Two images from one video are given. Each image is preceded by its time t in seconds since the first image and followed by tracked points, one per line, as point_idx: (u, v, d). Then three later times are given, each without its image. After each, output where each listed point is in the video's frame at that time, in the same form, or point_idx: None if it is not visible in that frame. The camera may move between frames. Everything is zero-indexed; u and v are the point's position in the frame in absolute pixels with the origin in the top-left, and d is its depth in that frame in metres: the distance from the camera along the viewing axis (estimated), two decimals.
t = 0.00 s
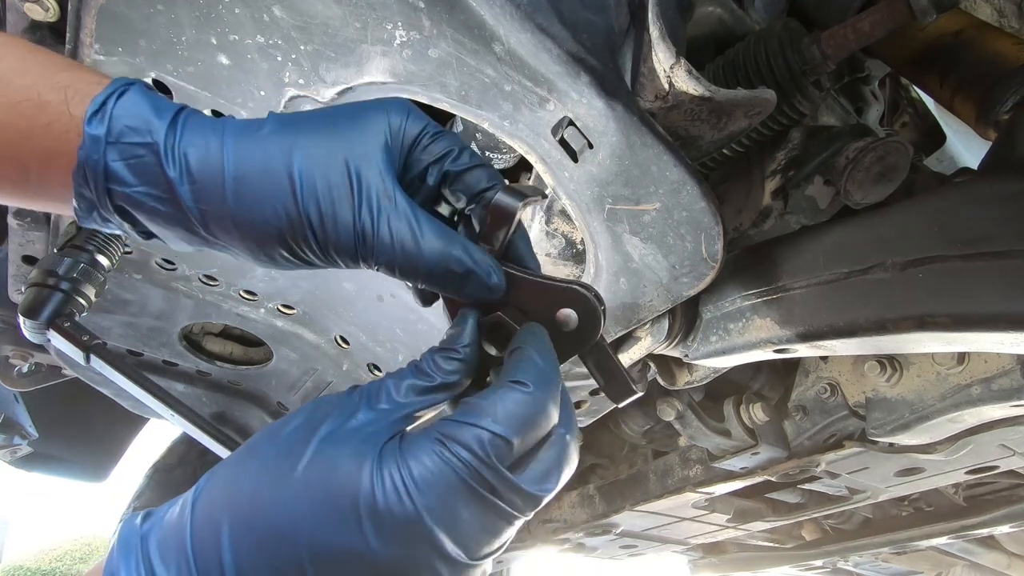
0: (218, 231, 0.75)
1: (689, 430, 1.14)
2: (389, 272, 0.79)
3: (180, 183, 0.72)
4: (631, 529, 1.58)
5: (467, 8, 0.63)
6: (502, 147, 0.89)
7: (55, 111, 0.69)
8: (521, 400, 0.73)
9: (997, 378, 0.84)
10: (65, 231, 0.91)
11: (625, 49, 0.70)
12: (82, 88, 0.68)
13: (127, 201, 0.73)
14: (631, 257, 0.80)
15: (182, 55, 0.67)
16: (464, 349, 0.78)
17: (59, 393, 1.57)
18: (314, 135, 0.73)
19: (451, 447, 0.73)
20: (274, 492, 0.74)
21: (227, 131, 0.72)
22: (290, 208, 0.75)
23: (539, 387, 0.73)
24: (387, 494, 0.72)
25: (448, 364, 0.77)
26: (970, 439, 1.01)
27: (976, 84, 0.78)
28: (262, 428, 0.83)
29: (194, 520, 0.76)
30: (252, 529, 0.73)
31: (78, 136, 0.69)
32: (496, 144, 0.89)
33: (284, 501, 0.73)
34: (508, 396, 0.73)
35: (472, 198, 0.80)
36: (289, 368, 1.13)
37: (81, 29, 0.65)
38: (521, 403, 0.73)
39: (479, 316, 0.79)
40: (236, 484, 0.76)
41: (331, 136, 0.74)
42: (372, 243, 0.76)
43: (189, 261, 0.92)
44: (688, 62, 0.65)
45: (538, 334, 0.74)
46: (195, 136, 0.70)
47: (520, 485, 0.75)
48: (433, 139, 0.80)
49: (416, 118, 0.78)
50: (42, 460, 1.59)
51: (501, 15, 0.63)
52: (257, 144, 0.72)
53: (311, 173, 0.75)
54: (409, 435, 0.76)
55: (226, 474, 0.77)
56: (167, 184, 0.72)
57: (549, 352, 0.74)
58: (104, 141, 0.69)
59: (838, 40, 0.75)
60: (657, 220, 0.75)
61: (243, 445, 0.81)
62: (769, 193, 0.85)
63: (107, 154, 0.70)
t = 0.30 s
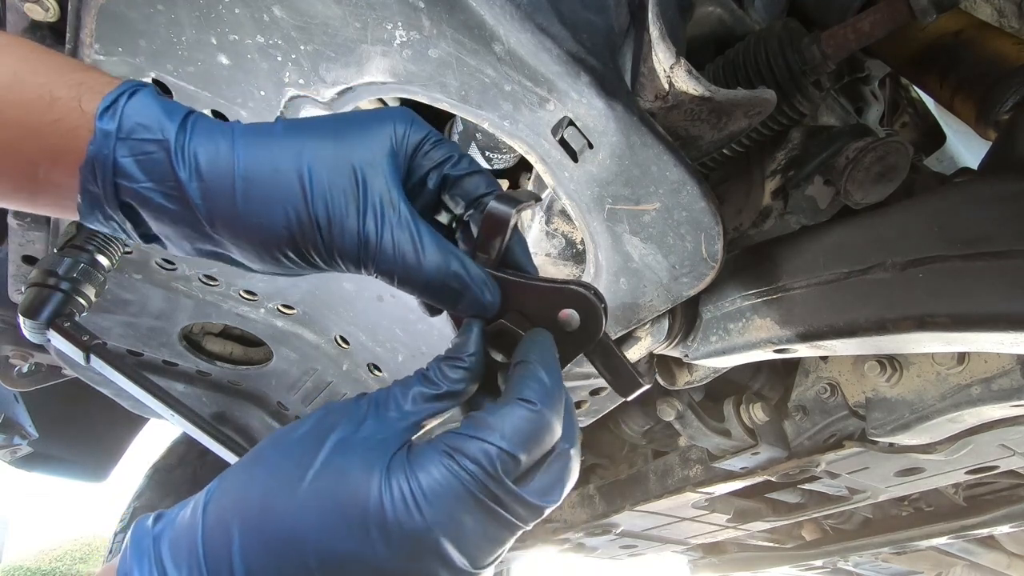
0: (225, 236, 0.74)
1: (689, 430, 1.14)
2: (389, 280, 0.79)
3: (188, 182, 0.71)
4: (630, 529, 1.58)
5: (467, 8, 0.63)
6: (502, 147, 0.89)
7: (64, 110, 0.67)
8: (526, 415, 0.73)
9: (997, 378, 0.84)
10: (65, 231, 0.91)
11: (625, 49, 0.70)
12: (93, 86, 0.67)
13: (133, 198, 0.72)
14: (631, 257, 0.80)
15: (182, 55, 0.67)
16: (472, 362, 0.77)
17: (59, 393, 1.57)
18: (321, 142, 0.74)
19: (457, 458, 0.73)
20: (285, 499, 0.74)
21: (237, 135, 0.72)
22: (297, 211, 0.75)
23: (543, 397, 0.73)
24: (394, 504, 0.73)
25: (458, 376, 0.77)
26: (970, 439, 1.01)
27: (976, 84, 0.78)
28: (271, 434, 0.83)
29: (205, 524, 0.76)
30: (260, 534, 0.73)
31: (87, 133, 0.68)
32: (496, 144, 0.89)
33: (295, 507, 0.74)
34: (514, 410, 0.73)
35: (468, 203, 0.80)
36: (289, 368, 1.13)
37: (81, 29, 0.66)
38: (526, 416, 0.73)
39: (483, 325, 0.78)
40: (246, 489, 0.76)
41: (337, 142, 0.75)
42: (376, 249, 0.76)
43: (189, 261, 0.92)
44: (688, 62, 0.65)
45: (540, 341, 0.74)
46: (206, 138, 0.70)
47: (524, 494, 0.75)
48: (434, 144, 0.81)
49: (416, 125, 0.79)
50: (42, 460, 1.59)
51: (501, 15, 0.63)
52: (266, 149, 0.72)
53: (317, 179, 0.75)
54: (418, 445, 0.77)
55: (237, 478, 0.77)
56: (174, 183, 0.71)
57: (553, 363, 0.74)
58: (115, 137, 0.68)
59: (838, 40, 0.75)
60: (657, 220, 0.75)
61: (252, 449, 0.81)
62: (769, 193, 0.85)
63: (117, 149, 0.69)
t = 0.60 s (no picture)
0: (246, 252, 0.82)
1: (690, 430, 1.14)
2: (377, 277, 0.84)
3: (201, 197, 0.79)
4: (631, 529, 1.58)
5: (467, 8, 0.63)
6: (502, 147, 0.89)
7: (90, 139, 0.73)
8: (543, 448, 0.85)
9: (997, 378, 0.84)
10: (65, 231, 0.91)
11: (625, 49, 0.70)
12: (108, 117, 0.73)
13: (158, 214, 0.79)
14: (631, 257, 0.80)
15: (182, 55, 0.67)
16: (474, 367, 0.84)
17: (59, 393, 1.57)
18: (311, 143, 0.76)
19: (474, 480, 0.84)
20: (304, 517, 0.81)
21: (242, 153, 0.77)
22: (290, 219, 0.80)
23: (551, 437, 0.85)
24: (414, 528, 0.82)
25: (460, 381, 0.83)
26: (970, 439, 1.01)
27: (976, 84, 0.78)
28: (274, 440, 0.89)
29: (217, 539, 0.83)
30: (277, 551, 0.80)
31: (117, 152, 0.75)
32: (496, 144, 0.89)
33: (311, 525, 0.81)
34: (533, 442, 0.85)
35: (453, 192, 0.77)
36: (289, 368, 1.13)
37: (81, 29, 0.65)
38: (539, 446, 0.85)
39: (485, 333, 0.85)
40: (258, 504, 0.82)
41: (325, 149, 0.77)
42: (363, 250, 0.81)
43: (189, 261, 0.92)
44: (688, 62, 0.65)
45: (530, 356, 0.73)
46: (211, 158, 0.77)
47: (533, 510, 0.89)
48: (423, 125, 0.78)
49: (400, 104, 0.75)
50: (42, 460, 1.59)
51: (501, 15, 0.63)
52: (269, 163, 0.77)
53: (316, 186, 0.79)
54: (435, 466, 0.86)
55: (250, 493, 0.83)
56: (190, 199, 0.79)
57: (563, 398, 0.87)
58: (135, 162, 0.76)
59: (838, 40, 0.75)
60: (657, 220, 0.75)
61: (254, 460, 0.87)
62: (769, 193, 0.85)
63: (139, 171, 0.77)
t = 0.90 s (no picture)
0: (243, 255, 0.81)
1: (690, 430, 1.14)
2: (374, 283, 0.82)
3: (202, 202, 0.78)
4: (631, 529, 1.58)
5: (467, 8, 0.63)
6: (502, 147, 0.89)
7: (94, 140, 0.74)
8: (545, 461, 0.81)
9: (997, 378, 0.84)
10: (65, 231, 0.91)
11: (625, 49, 0.70)
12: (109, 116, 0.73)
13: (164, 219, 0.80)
14: (631, 257, 0.80)
15: (182, 55, 0.67)
16: (478, 373, 0.81)
17: (58, 393, 1.57)
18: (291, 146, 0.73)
19: (473, 492, 0.82)
20: (303, 524, 0.81)
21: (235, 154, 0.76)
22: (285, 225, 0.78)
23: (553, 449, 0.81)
24: (413, 538, 0.80)
25: (461, 389, 0.81)
26: (970, 439, 1.01)
27: (976, 84, 0.78)
28: (272, 441, 0.88)
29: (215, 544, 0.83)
30: (274, 557, 0.80)
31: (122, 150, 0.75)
32: (496, 144, 0.89)
33: (309, 532, 0.81)
34: (535, 455, 0.81)
35: (429, 207, 0.71)
36: (289, 368, 1.13)
37: (81, 29, 0.65)
38: (540, 459, 0.81)
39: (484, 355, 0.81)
40: (256, 509, 0.82)
41: (303, 156, 0.73)
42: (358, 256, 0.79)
43: (189, 261, 0.92)
44: (688, 62, 0.65)
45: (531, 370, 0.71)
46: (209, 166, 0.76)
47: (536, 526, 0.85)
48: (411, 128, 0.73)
49: (385, 103, 0.71)
50: (42, 460, 1.59)
51: (501, 15, 0.63)
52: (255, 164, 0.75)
53: (302, 187, 0.76)
54: (436, 474, 0.84)
55: (247, 498, 0.83)
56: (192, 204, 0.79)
57: (570, 408, 0.83)
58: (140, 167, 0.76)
59: (838, 40, 0.75)
60: (657, 220, 0.75)
61: (255, 461, 0.86)
62: (769, 193, 0.85)
63: (144, 178, 0.77)
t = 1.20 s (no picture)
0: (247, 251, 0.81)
1: (690, 430, 1.14)
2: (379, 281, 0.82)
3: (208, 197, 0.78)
4: (631, 529, 1.58)
5: (467, 8, 0.63)
6: (502, 147, 0.89)
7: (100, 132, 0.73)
8: (546, 464, 0.81)
9: (997, 378, 0.84)
10: (65, 231, 0.91)
11: (625, 49, 0.70)
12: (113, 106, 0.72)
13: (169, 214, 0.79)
14: (631, 257, 0.80)
15: (182, 55, 0.67)
16: (481, 377, 0.81)
17: (58, 394, 1.58)
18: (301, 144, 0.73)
19: (474, 494, 0.82)
20: (306, 525, 0.81)
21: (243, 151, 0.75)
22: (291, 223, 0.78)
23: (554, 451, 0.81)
24: (413, 540, 0.80)
25: (465, 393, 0.81)
26: (970, 439, 1.01)
27: (976, 84, 0.78)
28: (273, 441, 0.88)
29: (218, 544, 0.83)
30: (276, 557, 0.80)
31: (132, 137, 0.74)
32: (495, 144, 0.89)
33: (310, 533, 0.80)
34: (536, 456, 0.81)
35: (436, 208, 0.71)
36: (289, 368, 1.13)
37: (81, 28, 0.65)
38: (542, 461, 0.81)
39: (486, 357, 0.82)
40: (257, 509, 0.82)
41: (312, 156, 0.74)
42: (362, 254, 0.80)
43: (189, 261, 0.92)
44: (688, 62, 0.65)
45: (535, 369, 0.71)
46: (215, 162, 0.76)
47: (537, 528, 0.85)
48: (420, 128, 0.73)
49: (394, 102, 0.71)
50: (42, 460, 1.59)
51: (501, 15, 0.63)
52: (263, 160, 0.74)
53: (311, 185, 0.76)
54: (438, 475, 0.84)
55: (248, 499, 0.83)
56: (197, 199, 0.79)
57: (573, 411, 0.82)
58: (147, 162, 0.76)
59: (838, 40, 0.75)
60: (657, 220, 0.75)
61: (257, 461, 0.86)
62: (769, 193, 0.85)
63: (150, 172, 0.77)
